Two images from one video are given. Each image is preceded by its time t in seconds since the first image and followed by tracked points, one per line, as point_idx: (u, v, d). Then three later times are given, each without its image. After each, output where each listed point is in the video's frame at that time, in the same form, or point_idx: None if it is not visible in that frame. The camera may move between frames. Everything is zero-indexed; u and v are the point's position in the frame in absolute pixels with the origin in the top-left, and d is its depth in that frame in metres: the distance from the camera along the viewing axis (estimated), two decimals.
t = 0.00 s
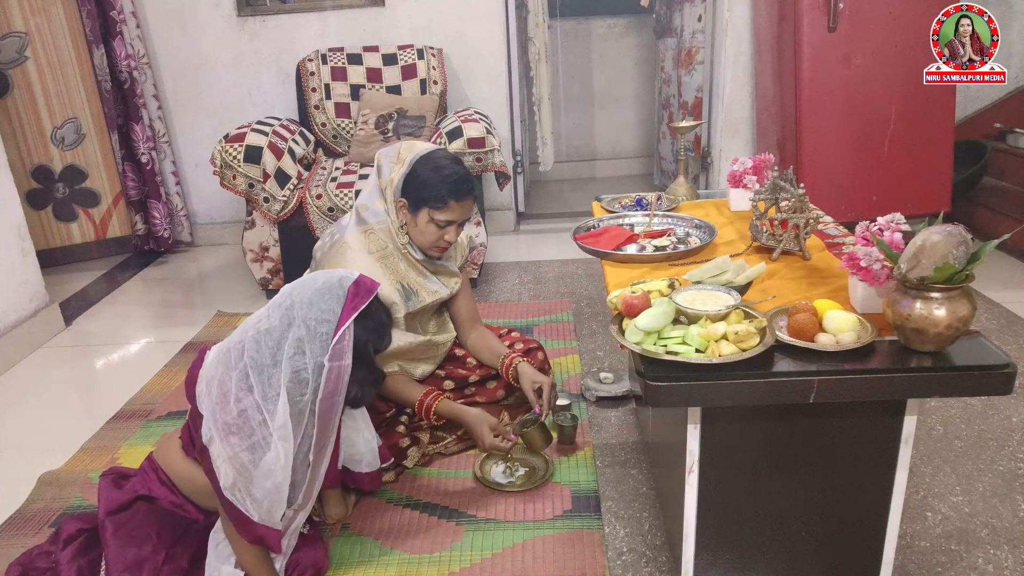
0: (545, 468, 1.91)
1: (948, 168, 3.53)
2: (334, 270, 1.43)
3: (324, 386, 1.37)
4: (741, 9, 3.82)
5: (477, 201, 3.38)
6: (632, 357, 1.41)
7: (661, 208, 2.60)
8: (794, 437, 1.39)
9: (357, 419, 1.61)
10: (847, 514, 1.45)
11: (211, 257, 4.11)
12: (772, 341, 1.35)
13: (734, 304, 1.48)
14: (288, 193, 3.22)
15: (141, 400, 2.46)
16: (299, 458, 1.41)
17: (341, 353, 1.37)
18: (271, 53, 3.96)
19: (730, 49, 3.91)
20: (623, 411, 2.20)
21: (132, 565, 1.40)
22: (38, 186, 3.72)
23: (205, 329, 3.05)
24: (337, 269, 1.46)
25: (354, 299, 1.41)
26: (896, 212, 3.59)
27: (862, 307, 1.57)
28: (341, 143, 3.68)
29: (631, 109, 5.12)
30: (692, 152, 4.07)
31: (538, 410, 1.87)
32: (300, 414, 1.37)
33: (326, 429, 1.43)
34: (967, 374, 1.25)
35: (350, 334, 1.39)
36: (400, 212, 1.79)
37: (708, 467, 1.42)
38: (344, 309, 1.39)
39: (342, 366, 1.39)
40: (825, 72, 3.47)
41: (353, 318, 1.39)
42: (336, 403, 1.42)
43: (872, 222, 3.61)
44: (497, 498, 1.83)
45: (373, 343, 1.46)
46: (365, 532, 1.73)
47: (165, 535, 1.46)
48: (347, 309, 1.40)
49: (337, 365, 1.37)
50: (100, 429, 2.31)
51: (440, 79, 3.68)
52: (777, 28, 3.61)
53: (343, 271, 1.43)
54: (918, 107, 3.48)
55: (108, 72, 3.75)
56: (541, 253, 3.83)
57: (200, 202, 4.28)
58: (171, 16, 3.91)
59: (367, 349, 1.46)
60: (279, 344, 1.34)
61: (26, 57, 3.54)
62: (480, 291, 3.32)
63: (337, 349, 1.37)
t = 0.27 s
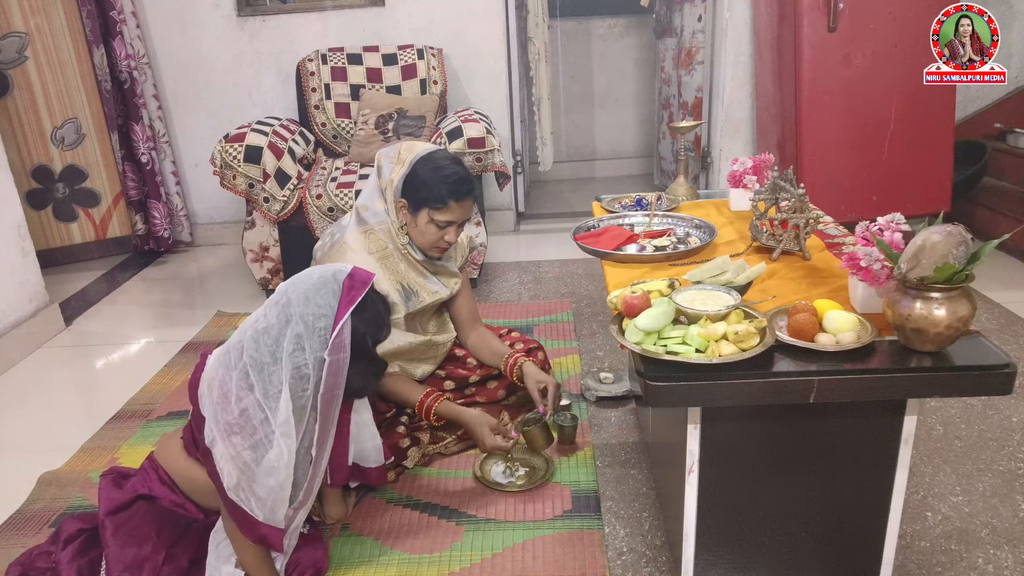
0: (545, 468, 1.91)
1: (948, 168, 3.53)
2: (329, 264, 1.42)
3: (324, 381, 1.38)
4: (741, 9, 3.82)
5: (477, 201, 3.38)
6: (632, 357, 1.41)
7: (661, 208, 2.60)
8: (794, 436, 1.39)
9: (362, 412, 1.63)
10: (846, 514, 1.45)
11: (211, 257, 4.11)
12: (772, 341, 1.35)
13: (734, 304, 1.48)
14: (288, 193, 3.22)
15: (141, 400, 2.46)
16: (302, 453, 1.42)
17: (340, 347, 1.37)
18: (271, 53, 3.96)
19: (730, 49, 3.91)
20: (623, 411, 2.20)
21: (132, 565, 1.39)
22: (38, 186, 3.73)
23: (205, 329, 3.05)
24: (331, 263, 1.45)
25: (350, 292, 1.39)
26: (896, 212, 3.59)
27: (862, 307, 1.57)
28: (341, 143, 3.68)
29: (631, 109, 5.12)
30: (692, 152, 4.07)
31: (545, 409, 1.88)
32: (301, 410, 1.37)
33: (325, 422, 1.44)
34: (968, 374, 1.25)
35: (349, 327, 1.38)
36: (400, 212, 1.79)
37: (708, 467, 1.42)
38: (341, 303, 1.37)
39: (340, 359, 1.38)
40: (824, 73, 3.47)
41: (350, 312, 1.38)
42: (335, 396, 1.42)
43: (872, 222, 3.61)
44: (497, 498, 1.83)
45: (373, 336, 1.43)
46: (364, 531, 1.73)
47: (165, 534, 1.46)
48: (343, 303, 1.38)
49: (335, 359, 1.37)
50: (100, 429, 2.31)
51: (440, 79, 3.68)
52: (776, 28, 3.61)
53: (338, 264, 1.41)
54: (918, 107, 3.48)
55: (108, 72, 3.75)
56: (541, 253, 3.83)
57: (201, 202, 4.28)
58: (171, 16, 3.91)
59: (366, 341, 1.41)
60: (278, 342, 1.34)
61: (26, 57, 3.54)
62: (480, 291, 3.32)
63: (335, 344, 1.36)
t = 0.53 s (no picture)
0: (546, 468, 1.91)
1: (948, 168, 3.53)
2: (324, 261, 1.47)
3: (323, 375, 1.41)
4: (741, 9, 3.82)
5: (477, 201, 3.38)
6: (632, 356, 1.41)
7: (661, 208, 2.60)
8: (794, 437, 1.39)
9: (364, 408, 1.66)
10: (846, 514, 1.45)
11: (211, 257, 4.11)
12: (772, 341, 1.35)
13: (734, 304, 1.48)
14: (288, 193, 3.22)
15: (141, 400, 2.46)
16: (301, 451, 1.42)
17: (338, 341, 1.41)
18: (271, 53, 3.96)
19: (730, 49, 3.91)
20: (623, 411, 2.20)
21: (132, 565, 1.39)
22: (38, 186, 3.73)
23: (205, 329, 3.05)
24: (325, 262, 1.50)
25: (347, 287, 1.44)
26: (896, 212, 3.59)
27: (862, 307, 1.57)
28: (341, 143, 3.68)
29: (631, 109, 5.12)
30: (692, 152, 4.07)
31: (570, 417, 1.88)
32: (301, 405, 1.38)
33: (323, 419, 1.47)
34: (968, 374, 1.25)
35: (346, 322, 1.43)
36: (404, 215, 1.78)
37: (708, 467, 1.42)
38: (338, 298, 1.42)
39: (339, 354, 1.43)
40: (824, 73, 3.48)
41: (348, 306, 1.43)
42: (333, 391, 1.45)
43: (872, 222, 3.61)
44: (497, 498, 1.83)
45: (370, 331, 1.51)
46: (363, 531, 1.73)
47: (165, 534, 1.46)
48: (341, 297, 1.43)
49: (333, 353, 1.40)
50: (100, 429, 2.31)
51: (440, 79, 3.68)
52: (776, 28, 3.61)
53: (332, 263, 1.46)
54: (917, 106, 3.48)
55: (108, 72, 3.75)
56: (541, 253, 3.83)
57: (201, 202, 4.28)
58: (170, 16, 3.91)
59: (363, 334, 1.50)
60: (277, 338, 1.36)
61: (26, 57, 3.54)
62: (480, 291, 3.32)
63: (334, 338, 1.41)
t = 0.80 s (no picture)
0: (546, 468, 1.91)
1: (948, 167, 3.53)
2: (325, 259, 1.46)
3: (324, 372, 1.40)
4: (741, 9, 3.82)
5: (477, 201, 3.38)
6: (632, 356, 1.41)
7: (661, 208, 2.60)
8: (794, 436, 1.39)
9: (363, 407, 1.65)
10: (846, 514, 1.45)
11: (211, 257, 4.11)
12: (772, 341, 1.35)
13: (734, 304, 1.48)
14: (288, 193, 3.22)
15: (141, 399, 2.46)
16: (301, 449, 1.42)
17: (339, 339, 1.41)
18: (271, 53, 3.96)
19: (730, 49, 3.91)
20: (623, 411, 2.20)
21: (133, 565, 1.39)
22: (38, 186, 3.73)
23: (204, 329, 3.05)
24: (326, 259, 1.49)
25: (348, 285, 1.43)
26: (896, 212, 3.58)
27: (862, 307, 1.57)
28: (341, 143, 3.68)
29: (631, 109, 5.12)
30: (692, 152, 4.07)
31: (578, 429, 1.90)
32: (302, 403, 1.38)
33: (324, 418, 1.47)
34: (968, 374, 1.25)
35: (347, 320, 1.42)
36: (410, 218, 1.78)
37: (708, 467, 1.42)
38: (339, 296, 1.42)
39: (340, 351, 1.42)
40: (824, 72, 3.48)
41: (349, 304, 1.42)
42: (334, 389, 1.45)
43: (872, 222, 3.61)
44: (497, 497, 1.83)
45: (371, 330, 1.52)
46: (363, 531, 1.73)
47: (165, 535, 1.46)
48: (342, 295, 1.42)
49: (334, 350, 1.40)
50: (100, 429, 2.31)
51: (440, 79, 3.68)
52: (777, 27, 3.61)
53: (332, 260, 1.45)
54: (918, 106, 3.48)
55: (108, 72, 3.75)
56: (541, 253, 3.83)
57: (200, 202, 4.28)
58: (171, 16, 3.91)
59: (364, 332, 1.50)
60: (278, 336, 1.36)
61: (26, 57, 3.54)
62: (480, 291, 3.32)
63: (334, 336, 1.40)
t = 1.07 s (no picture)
0: (546, 468, 1.91)
1: (948, 167, 3.53)
2: (324, 255, 1.45)
3: (324, 367, 1.40)
4: (741, 9, 3.82)
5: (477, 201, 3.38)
6: (632, 356, 1.41)
7: (661, 208, 2.60)
8: (794, 436, 1.39)
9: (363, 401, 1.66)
10: (846, 513, 1.45)
11: (211, 257, 4.11)
12: (772, 341, 1.35)
13: (734, 304, 1.48)
14: (288, 193, 3.22)
15: (141, 400, 2.46)
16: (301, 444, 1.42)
17: (338, 332, 1.39)
18: (271, 53, 3.96)
19: (730, 49, 3.90)
20: (623, 411, 2.20)
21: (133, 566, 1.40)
22: (38, 186, 3.72)
23: (204, 329, 3.05)
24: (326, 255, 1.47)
25: (346, 279, 1.40)
26: (896, 212, 3.58)
27: (862, 307, 1.57)
28: (341, 143, 3.68)
29: (631, 109, 5.12)
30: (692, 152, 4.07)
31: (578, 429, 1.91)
32: (302, 398, 1.38)
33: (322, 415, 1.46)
34: (968, 374, 1.25)
35: (347, 315, 1.41)
36: (409, 217, 1.78)
37: (707, 467, 1.42)
38: (338, 291, 1.39)
39: (339, 346, 1.41)
40: (824, 72, 3.48)
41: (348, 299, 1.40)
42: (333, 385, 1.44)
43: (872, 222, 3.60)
44: (497, 498, 1.83)
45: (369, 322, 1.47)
46: (363, 531, 1.73)
47: (165, 535, 1.46)
48: (341, 289, 1.40)
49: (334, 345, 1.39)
50: (100, 429, 2.31)
51: (440, 79, 3.68)
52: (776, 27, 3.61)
53: (331, 255, 1.44)
54: (918, 106, 3.48)
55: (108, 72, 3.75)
56: (541, 253, 3.83)
57: (200, 202, 4.28)
58: (171, 16, 3.91)
59: (362, 325, 1.45)
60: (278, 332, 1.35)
61: (26, 57, 3.54)
62: (480, 291, 3.32)
63: (334, 331, 1.39)
